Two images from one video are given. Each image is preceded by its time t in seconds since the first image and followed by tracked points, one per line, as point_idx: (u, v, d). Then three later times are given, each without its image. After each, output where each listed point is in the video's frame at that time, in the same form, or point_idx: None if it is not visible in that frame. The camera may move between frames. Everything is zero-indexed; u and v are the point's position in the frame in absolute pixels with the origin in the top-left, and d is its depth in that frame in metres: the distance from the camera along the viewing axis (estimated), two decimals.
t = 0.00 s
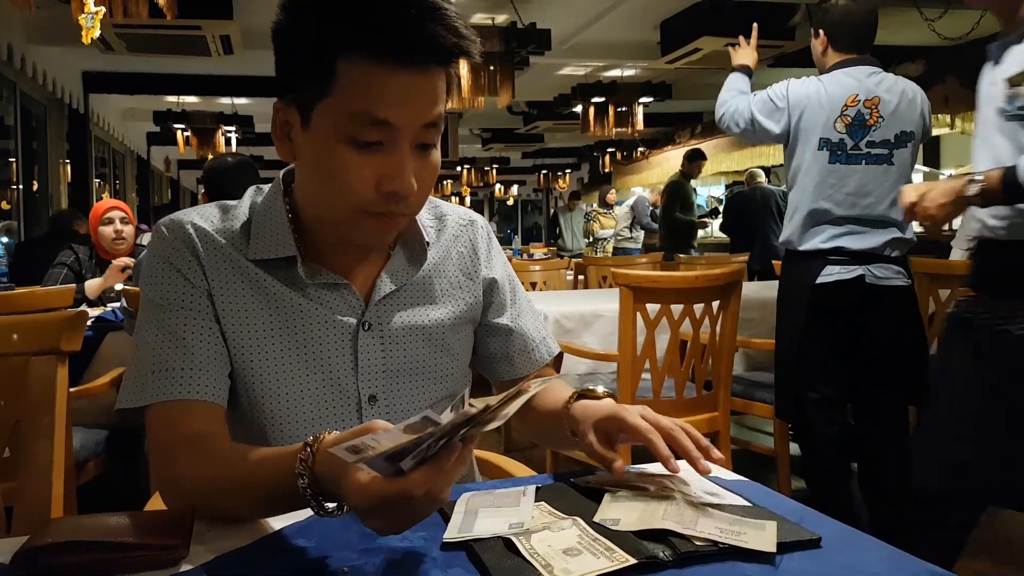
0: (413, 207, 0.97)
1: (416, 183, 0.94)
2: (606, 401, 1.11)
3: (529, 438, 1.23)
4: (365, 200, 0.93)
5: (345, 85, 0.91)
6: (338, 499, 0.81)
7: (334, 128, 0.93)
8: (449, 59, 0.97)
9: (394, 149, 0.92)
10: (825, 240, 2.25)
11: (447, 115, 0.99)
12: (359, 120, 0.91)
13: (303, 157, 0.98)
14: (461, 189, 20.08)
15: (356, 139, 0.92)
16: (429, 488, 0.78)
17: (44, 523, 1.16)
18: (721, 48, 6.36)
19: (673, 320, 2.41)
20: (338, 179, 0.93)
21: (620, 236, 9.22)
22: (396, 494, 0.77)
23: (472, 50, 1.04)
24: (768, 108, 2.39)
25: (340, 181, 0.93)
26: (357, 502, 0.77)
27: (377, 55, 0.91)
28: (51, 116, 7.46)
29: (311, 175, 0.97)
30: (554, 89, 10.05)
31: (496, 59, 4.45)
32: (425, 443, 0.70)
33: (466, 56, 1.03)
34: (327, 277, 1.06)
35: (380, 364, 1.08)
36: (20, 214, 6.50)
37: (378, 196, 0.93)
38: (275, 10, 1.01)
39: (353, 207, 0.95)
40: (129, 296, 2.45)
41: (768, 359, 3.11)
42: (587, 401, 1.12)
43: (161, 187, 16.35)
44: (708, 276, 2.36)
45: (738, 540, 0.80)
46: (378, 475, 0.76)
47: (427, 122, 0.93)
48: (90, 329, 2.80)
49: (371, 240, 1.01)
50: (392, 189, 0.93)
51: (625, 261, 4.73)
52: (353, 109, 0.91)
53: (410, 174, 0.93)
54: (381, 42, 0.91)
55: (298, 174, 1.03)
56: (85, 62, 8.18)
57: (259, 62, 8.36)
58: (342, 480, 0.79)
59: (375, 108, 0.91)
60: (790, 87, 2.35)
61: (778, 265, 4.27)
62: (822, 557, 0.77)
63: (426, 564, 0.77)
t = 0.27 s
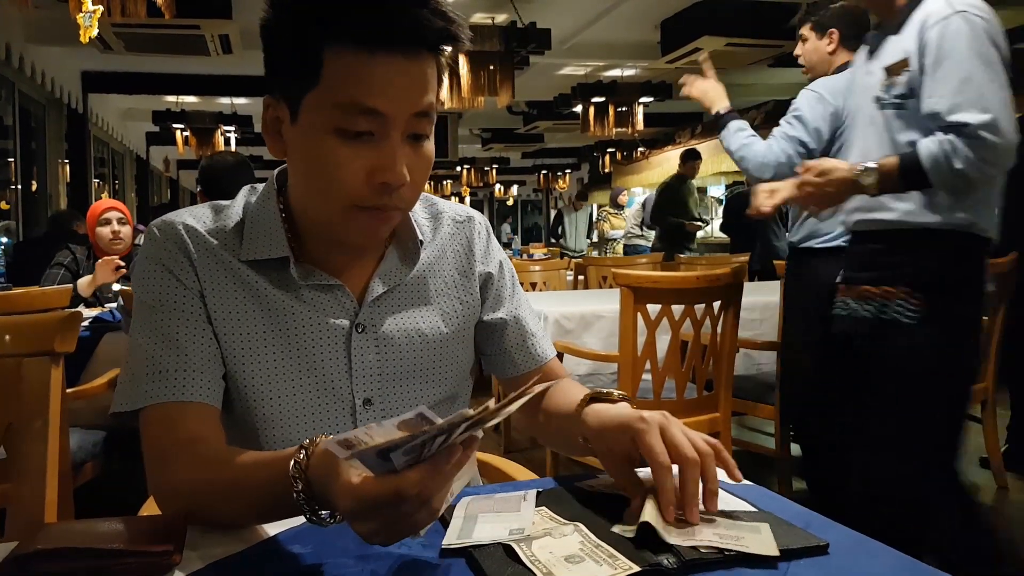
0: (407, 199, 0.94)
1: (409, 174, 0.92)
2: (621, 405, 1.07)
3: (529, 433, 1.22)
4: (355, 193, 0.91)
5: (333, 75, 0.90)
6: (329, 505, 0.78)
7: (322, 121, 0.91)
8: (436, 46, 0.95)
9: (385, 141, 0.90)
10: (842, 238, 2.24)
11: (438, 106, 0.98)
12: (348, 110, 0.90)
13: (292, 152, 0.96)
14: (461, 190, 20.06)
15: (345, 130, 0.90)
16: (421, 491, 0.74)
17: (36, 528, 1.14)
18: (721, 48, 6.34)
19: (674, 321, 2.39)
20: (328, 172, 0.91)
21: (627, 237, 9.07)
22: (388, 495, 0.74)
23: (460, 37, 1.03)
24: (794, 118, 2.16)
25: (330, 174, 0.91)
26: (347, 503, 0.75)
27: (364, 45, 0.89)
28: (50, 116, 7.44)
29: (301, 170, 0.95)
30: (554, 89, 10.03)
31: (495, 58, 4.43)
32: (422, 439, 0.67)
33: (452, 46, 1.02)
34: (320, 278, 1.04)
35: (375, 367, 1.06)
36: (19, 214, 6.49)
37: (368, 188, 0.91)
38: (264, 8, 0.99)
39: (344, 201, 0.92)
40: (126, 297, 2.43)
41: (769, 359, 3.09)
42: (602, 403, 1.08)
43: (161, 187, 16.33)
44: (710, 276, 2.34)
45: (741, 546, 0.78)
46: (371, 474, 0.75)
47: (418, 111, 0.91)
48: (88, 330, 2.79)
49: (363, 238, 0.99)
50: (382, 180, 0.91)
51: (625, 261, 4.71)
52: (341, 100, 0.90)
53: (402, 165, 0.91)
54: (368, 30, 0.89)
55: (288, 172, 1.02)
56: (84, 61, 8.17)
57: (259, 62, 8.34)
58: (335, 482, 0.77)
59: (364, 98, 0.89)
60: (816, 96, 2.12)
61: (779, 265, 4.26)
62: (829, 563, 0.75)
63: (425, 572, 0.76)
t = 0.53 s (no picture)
0: (397, 192, 0.93)
1: (396, 167, 0.91)
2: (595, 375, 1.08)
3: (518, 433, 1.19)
4: (339, 185, 0.90)
5: (318, 66, 0.90)
6: (323, 491, 0.76)
7: (308, 113, 0.90)
8: (425, 36, 0.94)
9: (368, 131, 0.89)
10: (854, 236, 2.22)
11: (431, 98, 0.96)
12: (333, 101, 0.89)
13: (281, 147, 0.96)
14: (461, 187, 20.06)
15: (331, 121, 0.90)
16: (418, 471, 0.72)
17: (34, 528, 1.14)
18: (721, 45, 6.33)
19: (674, 318, 2.39)
20: (314, 165, 0.91)
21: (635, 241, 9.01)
22: (380, 472, 0.72)
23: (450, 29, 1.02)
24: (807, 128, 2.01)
25: (316, 166, 0.91)
26: (334, 476, 0.73)
27: (348, 36, 0.89)
28: (49, 113, 7.43)
29: (290, 165, 0.95)
30: (554, 86, 10.03)
31: (495, 56, 4.42)
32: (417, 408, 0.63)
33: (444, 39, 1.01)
34: (319, 277, 1.03)
35: (374, 366, 1.06)
36: (18, 211, 6.49)
37: (354, 180, 0.90)
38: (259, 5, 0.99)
39: (331, 193, 0.92)
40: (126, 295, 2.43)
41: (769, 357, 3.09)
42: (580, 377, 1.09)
43: (160, 184, 16.33)
44: (711, 274, 2.34)
45: (748, 544, 0.77)
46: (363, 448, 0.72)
47: (405, 101, 0.90)
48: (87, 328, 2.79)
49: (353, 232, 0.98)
50: (367, 172, 0.90)
51: (625, 259, 4.71)
52: (327, 91, 0.89)
53: (388, 157, 0.89)
54: (353, 22, 0.89)
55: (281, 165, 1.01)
56: (83, 58, 8.16)
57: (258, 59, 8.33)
58: (327, 454, 0.75)
59: (348, 88, 0.89)
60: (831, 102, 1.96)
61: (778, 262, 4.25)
62: (831, 562, 0.75)
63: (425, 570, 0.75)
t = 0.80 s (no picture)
0: (387, 182, 0.92)
1: (384, 157, 0.90)
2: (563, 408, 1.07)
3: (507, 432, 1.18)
4: (329, 176, 0.90)
5: (305, 56, 0.90)
6: (321, 487, 0.76)
7: (296, 104, 0.91)
8: (416, 27, 0.94)
9: (356, 122, 0.89)
10: (847, 231, 2.27)
11: (423, 89, 0.96)
12: (319, 91, 0.89)
13: (274, 140, 0.96)
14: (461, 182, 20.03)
15: (317, 111, 0.90)
16: (411, 460, 0.72)
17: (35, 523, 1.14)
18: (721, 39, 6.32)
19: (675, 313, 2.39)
20: (302, 156, 0.91)
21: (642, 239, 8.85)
22: (374, 460, 0.72)
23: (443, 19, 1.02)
24: (788, 128, 2.31)
25: (304, 157, 0.90)
26: (328, 462, 0.74)
27: (335, 25, 0.89)
28: (48, 107, 7.40)
29: (281, 157, 0.95)
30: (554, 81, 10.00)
31: (495, 50, 4.41)
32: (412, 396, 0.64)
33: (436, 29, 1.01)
34: (319, 272, 1.03)
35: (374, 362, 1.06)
36: (17, 205, 6.48)
37: (341, 171, 0.90)
38: None
39: (319, 184, 0.91)
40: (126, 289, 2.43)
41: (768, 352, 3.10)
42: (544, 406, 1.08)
43: (159, 178, 16.29)
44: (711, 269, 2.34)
45: (748, 539, 0.77)
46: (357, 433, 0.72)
47: (392, 91, 0.90)
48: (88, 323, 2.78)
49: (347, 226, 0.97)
50: (354, 162, 0.89)
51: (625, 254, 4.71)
52: (313, 82, 0.89)
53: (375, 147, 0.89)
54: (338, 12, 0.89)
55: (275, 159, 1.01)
56: (82, 52, 8.13)
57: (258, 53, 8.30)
58: (323, 441, 0.76)
59: (333, 77, 0.89)
60: (808, 102, 2.28)
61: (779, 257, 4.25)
62: (831, 557, 0.75)
63: (427, 565, 0.75)
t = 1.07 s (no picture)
0: (378, 170, 0.91)
1: (376, 145, 0.90)
2: (557, 396, 1.07)
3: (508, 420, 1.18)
4: (321, 165, 0.89)
5: (297, 46, 0.90)
6: (315, 481, 0.76)
7: (288, 94, 0.90)
8: (406, 18, 0.95)
9: (347, 110, 0.89)
10: (843, 226, 2.28)
11: (414, 79, 0.96)
12: (309, 80, 0.89)
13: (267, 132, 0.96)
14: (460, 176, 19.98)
15: (308, 100, 0.89)
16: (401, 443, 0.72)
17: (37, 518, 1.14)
18: (721, 33, 6.31)
19: (674, 308, 2.39)
20: (293, 145, 0.90)
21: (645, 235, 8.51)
22: (364, 450, 0.72)
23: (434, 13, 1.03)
24: (785, 124, 2.34)
25: (295, 147, 0.90)
26: (318, 449, 0.74)
27: (326, 17, 0.90)
28: (47, 102, 7.38)
29: (275, 147, 0.95)
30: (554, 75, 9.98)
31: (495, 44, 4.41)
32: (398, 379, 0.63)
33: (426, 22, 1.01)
34: (317, 266, 1.04)
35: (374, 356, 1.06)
36: (16, 200, 6.46)
37: (331, 159, 0.89)
38: None
39: (309, 173, 0.90)
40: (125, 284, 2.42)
41: (768, 346, 3.10)
42: (538, 394, 1.08)
43: (158, 173, 16.25)
44: (711, 263, 2.34)
45: (747, 531, 0.78)
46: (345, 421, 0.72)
47: (382, 79, 0.90)
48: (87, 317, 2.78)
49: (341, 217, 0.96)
50: (345, 149, 0.89)
51: (625, 248, 4.70)
52: (304, 71, 0.90)
53: (367, 135, 0.89)
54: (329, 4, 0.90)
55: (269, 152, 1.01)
56: (81, 46, 8.11)
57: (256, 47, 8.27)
58: (312, 430, 0.76)
59: (324, 66, 0.89)
60: (804, 98, 2.31)
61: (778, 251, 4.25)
62: (830, 550, 0.76)
63: (427, 560, 0.76)
